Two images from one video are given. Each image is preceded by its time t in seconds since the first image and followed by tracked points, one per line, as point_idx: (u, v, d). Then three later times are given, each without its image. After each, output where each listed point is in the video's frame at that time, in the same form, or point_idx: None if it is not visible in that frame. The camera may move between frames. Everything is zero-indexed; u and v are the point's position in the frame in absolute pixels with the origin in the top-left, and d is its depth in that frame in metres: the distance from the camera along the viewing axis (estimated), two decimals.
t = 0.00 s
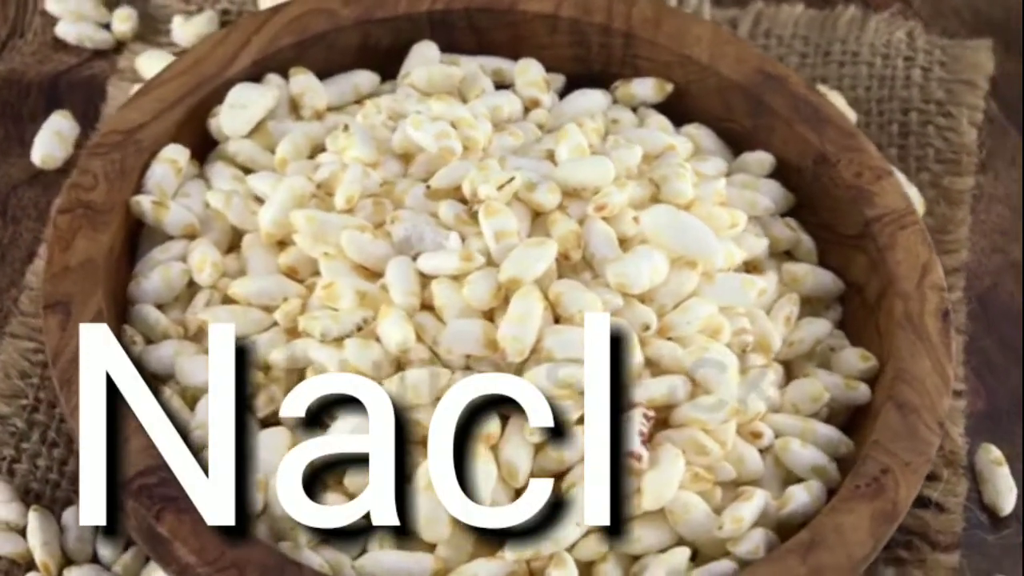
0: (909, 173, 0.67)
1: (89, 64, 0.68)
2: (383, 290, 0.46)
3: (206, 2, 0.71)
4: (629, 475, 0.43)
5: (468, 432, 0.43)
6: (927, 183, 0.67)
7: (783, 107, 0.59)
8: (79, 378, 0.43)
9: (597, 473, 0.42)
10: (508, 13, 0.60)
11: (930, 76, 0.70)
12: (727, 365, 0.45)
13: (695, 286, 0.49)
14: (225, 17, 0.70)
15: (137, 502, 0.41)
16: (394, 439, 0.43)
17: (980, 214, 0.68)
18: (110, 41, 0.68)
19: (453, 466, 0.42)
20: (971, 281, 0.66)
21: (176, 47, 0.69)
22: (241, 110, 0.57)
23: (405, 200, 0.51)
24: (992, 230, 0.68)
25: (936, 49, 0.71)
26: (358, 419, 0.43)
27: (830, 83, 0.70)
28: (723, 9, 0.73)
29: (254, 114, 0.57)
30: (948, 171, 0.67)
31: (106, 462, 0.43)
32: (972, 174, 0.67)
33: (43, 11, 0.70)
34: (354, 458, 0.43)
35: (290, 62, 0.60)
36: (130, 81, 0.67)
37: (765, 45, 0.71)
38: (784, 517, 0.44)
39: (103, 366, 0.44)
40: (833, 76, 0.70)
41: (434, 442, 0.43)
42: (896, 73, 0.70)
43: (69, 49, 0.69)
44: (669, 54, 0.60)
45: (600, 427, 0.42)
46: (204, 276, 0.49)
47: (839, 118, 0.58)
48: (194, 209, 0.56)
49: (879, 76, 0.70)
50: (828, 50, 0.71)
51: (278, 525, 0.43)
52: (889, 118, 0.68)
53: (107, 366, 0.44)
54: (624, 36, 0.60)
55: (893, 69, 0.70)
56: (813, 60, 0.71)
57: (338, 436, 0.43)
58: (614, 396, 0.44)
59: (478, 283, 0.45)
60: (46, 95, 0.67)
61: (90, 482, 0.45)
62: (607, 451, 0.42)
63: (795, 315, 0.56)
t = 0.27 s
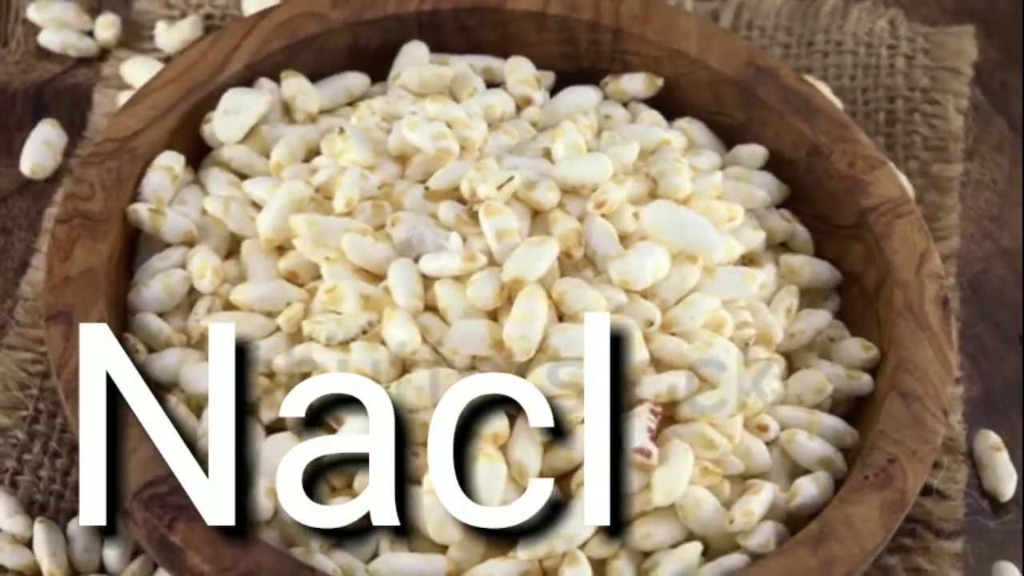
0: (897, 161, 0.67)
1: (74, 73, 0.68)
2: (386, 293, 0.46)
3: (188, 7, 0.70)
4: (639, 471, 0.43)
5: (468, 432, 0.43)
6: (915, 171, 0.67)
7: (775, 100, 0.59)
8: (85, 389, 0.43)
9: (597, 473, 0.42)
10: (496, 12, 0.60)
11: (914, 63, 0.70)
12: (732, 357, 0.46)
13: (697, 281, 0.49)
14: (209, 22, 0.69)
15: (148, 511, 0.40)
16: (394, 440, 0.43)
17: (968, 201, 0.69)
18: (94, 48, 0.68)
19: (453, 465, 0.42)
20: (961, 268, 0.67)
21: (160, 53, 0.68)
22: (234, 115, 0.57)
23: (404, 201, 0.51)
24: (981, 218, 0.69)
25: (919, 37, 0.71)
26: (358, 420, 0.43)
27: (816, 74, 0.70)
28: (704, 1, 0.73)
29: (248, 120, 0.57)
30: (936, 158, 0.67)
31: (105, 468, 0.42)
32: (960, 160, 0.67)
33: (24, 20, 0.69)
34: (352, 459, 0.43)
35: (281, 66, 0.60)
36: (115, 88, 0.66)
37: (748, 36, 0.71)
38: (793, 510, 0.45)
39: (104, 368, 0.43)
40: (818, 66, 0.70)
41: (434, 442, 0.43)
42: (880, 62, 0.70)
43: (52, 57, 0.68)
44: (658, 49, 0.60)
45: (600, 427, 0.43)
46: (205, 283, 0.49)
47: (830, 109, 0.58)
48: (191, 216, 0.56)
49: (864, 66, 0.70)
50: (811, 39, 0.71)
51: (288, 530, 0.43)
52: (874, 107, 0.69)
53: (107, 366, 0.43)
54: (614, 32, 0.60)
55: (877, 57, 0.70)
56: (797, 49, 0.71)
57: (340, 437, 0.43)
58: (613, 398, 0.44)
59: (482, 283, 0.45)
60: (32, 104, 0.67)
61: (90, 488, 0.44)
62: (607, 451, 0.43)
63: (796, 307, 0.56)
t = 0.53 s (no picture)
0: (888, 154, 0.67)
1: (64, 79, 0.67)
2: (388, 295, 0.46)
3: (177, 11, 0.70)
4: (644, 469, 0.43)
5: (468, 431, 0.43)
6: (907, 163, 0.67)
7: (768, 95, 0.59)
8: (89, 395, 0.43)
9: (597, 473, 0.42)
10: (488, 12, 0.60)
11: (903, 55, 0.70)
12: (735, 353, 0.47)
13: (697, 277, 0.50)
14: (197, 26, 0.69)
15: (155, 519, 0.40)
16: (394, 440, 0.43)
17: (959, 191, 0.69)
18: (83, 53, 0.68)
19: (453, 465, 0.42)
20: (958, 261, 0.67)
21: (150, 57, 0.68)
22: (230, 119, 0.57)
23: (404, 203, 0.51)
24: (972, 207, 0.69)
25: (907, 28, 0.71)
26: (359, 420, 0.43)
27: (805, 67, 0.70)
28: None
29: (243, 123, 0.57)
30: (928, 150, 0.67)
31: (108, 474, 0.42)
32: (950, 152, 0.67)
33: (12, 25, 0.69)
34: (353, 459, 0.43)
35: (274, 69, 0.60)
36: (106, 93, 0.67)
37: (737, 30, 0.71)
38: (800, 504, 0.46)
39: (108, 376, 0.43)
40: (806, 60, 0.70)
41: (434, 442, 0.43)
42: (869, 54, 0.70)
43: (41, 63, 0.68)
44: (651, 46, 0.60)
45: (600, 427, 0.43)
46: (206, 288, 0.49)
47: (825, 102, 0.58)
48: (190, 221, 0.55)
49: (853, 58, 0.70)
50: (798, 33, 0.71)
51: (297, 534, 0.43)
52: (864, 99, 0.69)
53: (107, 366, 0.43)
54: (606, 29, 0.60)
55: (866, 50, 0.70)
56: (785, 43, 0.71)
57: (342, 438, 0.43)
58: (614, 396, 0.44)
59: (484, 283, 0.45)
60: (22, 110, 0.66)
61: (90, 491, 0.45)
62: (607, 451, 0.43)
63: (795, 302, 0.56)
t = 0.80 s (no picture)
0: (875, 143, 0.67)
1: (50, 88, 0.67)
2: (391, 297, 0.46)
3: (160, 16, 0.70)
4: (653, 465, 0.43)
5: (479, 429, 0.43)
6: (895, 151, 0.67)
7: (760, 87, 0.59)
8: (95, 405, 0.43)
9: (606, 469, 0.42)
10: (476, 11, 0.60)
11: (887, 44, 0.71)
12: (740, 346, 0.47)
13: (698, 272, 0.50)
14: (181, 31, 0.69)
15: (167, 528, 0.40)
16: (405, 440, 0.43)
17: (948, 178, 0.71)
18: (67, 61, 0.68)
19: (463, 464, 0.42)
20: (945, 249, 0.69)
21: (134, 64, 0.68)
22: (225, 124, 0.56)
23: (403, 204, 0.52)
24: (960, 194, 0.71)
25: (889, 17, 0.72)
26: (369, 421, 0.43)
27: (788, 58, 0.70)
28: None
29: (237, 128, 0.57)
30: (915, 137, 0.68)
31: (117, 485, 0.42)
32: (937, 139, 0.68)
33: None
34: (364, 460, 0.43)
35: (265, 73, 0.59)
36: (92, 100, 0.67)
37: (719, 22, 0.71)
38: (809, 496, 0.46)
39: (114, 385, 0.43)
40: (790, 51, 0.70)
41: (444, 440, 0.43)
42: (853, 44, 0.70)
43: (25, 72, 0.68)
44: (640, 40, 0.60)
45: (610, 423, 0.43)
46: (207, 294, 0.49)
47: (816, 94, 0.59)
48: (188, 228, 0.55)
49: (836, 48, 0.70)
50: (780, 24, 0.71)
51: (308, 539, 0.42)
52: (850, 89, 0.69)
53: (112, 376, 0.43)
54: (595, 25, 0.61)
55: (850, 39, 0.71)
56: (768, 35, 0.71)
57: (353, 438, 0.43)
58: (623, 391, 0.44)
59: (488, 283, 0.45)
60: (7, 119, 0.66)
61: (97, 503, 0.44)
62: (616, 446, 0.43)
63: (794, 293, 0.56)
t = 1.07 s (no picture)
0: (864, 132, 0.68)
1: (36, 98, 0.67)
2: (395, 300, 0.46)
3: (144, 22, 0.69)
4: (661, 460, 0.43)
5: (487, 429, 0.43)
6: (883, 139, 0.67)
7: (752, 80, 0.59)
8: (102, 416, 0.42)
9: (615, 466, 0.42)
10: (465, 10, 0.60)
11: (870, 32, 0.71)
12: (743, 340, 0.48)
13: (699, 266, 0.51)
14: (166, 36, 0.69)
15: (180, 537, 0.40)
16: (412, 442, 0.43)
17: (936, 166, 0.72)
18: (52, 70, 0.68)
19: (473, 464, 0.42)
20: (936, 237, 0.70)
21: (120, 70, 0.67)
22: (219, 130, 0.56)
23: (402, 205, 0.52)
24: (949, 179, 0.74)
25: (872, 6, 0.72)
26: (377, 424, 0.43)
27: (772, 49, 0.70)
28: None
29: (231, 134, 0.56)
30: (902, 125, 0.68)
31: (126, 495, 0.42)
32: (924, 127, 0.68)
33: None
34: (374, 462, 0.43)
35: (257, 79, 0.59)
36: (79, 108, 0.66)
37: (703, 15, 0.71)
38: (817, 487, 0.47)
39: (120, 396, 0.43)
40: (774, 41, 0.70)
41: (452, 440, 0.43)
42: (836, 33, 0.70)
43: (10, 82, 0.68)
44: (630, 36, 0.60)
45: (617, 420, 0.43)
46: (209, 301, 0.49)
47: (807, 85, 0.59)
48: (186, 235, 0.55)
49: (820, 38, 0.70)
50: (764, 15, 0.71)
51: (320, 544, 0.42)
52: (835, 79, 0.69)
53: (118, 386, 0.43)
54: (583, 22, 0.60)
55: (832, 29, 0.71)
56: (752, 26, 0.71)
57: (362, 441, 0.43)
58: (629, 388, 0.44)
59: (492, 283, 0.45)
60: None
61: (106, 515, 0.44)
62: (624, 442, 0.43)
63: (793, 285, 0.57)
